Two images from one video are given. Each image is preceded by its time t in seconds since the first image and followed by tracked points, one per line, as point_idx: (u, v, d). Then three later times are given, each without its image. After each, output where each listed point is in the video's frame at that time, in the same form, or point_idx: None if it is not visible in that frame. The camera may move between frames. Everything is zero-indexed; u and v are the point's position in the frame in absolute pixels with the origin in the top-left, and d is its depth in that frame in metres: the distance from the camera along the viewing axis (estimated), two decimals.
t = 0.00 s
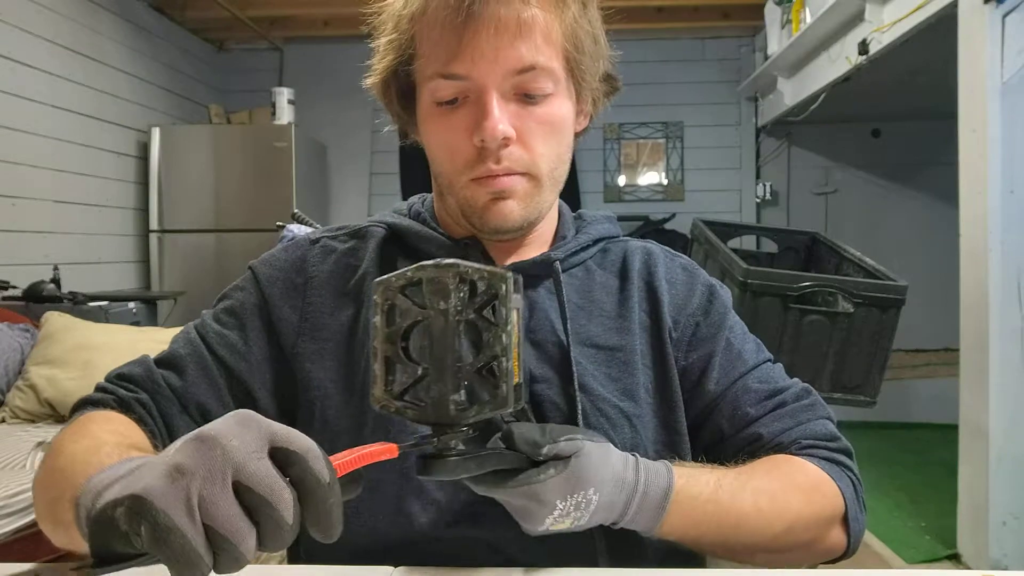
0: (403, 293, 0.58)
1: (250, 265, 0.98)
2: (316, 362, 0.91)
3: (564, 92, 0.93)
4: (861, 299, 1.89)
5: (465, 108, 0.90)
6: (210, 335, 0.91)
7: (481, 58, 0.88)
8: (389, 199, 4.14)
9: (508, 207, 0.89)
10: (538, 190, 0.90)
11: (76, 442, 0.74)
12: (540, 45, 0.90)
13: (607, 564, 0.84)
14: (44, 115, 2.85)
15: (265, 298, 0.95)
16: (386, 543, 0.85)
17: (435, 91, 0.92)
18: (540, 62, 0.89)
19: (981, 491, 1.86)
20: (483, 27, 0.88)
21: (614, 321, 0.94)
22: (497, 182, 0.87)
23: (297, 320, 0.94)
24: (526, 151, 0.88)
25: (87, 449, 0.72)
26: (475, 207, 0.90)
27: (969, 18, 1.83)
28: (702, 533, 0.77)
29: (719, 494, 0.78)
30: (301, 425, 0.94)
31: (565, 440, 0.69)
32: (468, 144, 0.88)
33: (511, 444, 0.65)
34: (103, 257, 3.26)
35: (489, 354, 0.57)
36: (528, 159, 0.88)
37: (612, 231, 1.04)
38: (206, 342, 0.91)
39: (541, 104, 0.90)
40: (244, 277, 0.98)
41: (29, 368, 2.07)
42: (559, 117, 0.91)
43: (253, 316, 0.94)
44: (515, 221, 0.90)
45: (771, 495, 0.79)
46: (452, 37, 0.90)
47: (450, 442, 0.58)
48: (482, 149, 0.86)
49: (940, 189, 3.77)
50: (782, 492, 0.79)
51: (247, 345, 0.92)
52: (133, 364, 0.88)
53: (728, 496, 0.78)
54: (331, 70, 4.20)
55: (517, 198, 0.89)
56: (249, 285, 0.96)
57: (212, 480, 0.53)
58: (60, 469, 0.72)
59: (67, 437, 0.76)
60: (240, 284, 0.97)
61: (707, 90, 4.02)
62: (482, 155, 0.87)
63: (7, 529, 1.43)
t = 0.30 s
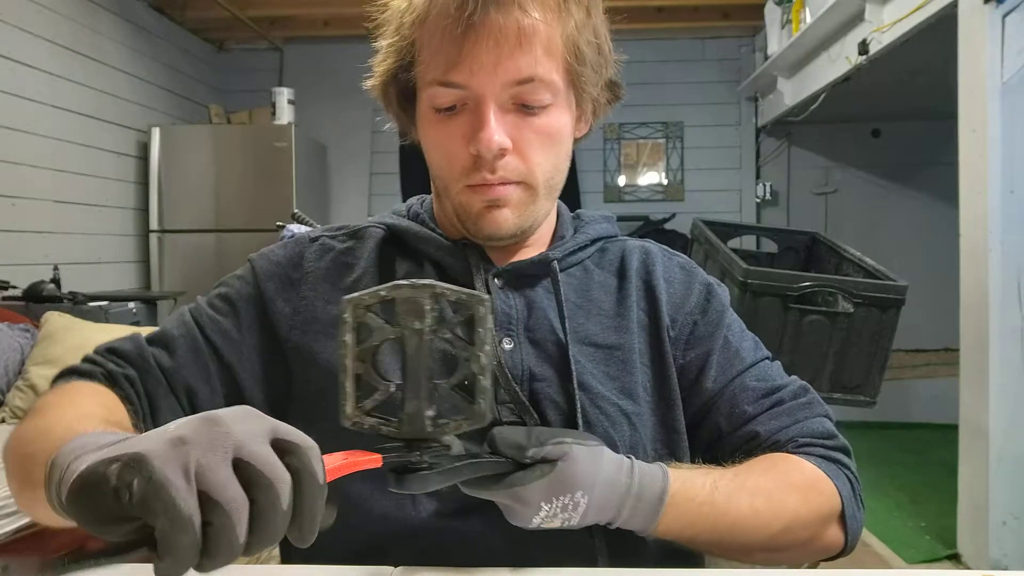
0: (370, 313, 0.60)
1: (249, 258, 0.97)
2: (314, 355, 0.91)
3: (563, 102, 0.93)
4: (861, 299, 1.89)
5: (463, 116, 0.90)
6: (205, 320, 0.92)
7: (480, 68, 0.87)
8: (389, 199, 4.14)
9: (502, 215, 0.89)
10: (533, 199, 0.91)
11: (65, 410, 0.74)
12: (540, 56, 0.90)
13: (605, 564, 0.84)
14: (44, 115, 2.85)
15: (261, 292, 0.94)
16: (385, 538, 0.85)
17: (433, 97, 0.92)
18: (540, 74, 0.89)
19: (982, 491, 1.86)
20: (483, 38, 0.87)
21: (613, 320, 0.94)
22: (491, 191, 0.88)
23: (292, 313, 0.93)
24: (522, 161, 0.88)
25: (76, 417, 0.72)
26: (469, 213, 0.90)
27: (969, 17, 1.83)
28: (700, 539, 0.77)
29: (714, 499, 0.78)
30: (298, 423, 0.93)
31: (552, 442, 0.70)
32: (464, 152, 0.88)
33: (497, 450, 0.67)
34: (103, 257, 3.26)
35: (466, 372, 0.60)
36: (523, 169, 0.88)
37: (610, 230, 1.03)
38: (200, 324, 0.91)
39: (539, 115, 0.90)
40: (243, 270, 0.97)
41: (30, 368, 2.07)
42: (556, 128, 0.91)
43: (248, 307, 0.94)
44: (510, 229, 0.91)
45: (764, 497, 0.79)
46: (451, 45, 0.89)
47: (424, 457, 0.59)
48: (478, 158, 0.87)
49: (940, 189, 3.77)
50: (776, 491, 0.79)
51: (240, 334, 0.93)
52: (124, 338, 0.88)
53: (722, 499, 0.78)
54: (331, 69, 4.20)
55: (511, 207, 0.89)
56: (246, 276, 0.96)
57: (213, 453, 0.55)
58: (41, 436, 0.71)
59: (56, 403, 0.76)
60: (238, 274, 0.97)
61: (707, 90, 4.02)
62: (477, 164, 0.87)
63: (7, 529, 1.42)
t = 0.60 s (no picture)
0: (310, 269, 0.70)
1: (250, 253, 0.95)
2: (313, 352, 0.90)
3: (574, 114, 0.93)
4: (862, 299, 1.89)
5: (474, 116, 0.89)
6: (207, 311, 0.88)
7: (497, 71, 0.87)
8: (389, 199, 4.15)
9: (503, 219, 0.89)
10: (535, 207, 0.91)
11: (65, 398, 0.69)
12: (559, 66, 0.89)
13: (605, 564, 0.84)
14: (44, 115, 2.85)
15: (264, 287, 0.91)
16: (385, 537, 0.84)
17: (447, 96, 0.91)
18: (556, 84, 0.89)
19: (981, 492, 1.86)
20: (504, 41, 0.87)
21: (611, 318, 0.94)
22: (496, 195, 0.88)
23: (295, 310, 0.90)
24: (528, 167, 0.88)
25: (79, 402, 0.68)
26: (471, 214, 0.90)
27: (969, 17, 1.82)
28: (673, 503, 0.73)
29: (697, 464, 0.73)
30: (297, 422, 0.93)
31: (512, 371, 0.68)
32: (472, 153, 0.88)
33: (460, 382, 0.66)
34: (103, 257, 3.26)
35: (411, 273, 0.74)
36: (529, 176, 0.88)
37: (606, 228, 1.04)
38: (203, 318, 0.87)
39: (550, 123, 0.90)
40: (243, 265, 0.95)
41: (30, 368, 2.07)
42: (565, 138, 0.91)
43: (252, 299, 0.91)
44: (509, 234, 0.91)
45: (744, 465, 0.75)
46: (471, 47, 0.89)
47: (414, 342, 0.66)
48: (486, 160, 0.87)
49: (941, 189, 3.77)
50: (756, 463, 0.75)
51: (244, 327, 0.90)
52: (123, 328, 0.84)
53: (703, 459, 0.73)
54: (331, 70, 4.20)
55: (514, 212, 0.89)
56: (247, 269, 0.93)
57: (224, 416, 0.53)
58: (43, 424, 0.68)
59: (56, 390, 0.71)
60: (240, 268, 0.94)
61: (707, 90, 4.02)
62: (484, 167, 0.87)
63: (7, 529, 1.42)
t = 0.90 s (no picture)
0: (330, 283, 0.53)
1: (247, 256, 0.94)
2: (314, 354, 0.90)
3: (599, 126, 0.93)
4: (862, 299, 1.89)
5: (508, 110, 0.87)
6: (208, 315, 0.86)
7: (543, 69, 0.85)
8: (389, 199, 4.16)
9: (521, 219, 0.87)
10: (551, 211, 0.89)
11: (96, 411, 0.67)
12: (597, 77, 0.89)
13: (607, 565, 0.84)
14: (44, 115, 2.85)
15: (263, 288, 0.90)
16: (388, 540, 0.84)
17: (484, 86, 0.89)
18: (593, 92, 0.89)
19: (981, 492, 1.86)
20: (556, 41, 0.86)
21: (609, 313, 0.95)
22: (519, 192, 0.85)
23: (296, 312, 0.90)
24: (554, 171, 0.86)
25: (117, 417, 0.66)
26: (488, 208, 0.87)
27: (969, 17, 1.82)
28: (667, 495, 0.71)
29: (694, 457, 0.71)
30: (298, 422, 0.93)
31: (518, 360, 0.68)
32: (501, 146, 0.86)
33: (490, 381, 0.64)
34: (103, 257, 3.26)
35: (441, 216, 0.52)
36: (553, 179, 0.87)
37: (602, 224, 1.04)
38: (204, 323, 0.85)
39: (578, 130, 0.89)
40: (241, 267, 0.94)
41: (30, 368, 2.07)
42: (588, 149, 0.91)
43: (252, 302, 0.89)
44: (524, 234, 0.89)
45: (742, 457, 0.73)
46: (521, 40, 0.87)
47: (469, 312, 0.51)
48: (516, 156, 0.84)
49: (940, 189, 3.77)
50: (752, 455, 0.74)
51: (246, 331, 0.87)
52: (127, 339, 0.81)
53: (701, 448, 0.72)
54: (331, 70, 4.20)
55: (533, 213, 0.87)
56: (247, 272, 0.92)
57: (281, 444, 0.60)
58: (83, 436, 0.67)
59: (80, 404, 0.69)
60: (238, 272, 0.92)
61: (708, 90, 4.02)
62: (513, 162, 0.85)
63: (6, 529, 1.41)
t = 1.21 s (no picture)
0: (341, 291, 0.51)
1: (251, 265, 0.93)
2: (321, 356, 0.91)
3: (602, 119, 0.93)
4: (861, 299, 1.89)
5: (515, 100, 0.86)
6: (226, 329, 0.84)
7: (550, 60, 0.86)
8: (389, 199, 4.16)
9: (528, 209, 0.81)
10: (557, 204, 0.86)
11: (154, 437, 0.68)
12: (602, 69, 0.89)
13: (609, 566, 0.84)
14: (44, 115, 2.85)
15: (279, 295, 0.90)
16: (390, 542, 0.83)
17: (491, 77, 0.89)
18: (598, 84, 0.89)
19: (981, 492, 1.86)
20: (566, 34, 0.87)
21: (607, 309, 0.95)
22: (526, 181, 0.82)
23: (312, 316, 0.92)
24: (561, 161, 0.84)
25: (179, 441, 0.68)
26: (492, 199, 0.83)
27: (969, 17, 1.83)
28: (679, 502, 0.70)
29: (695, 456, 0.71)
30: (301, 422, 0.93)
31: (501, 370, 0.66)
32: (508, 136, 0.84)
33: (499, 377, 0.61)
34: (103, 257, 3.26)
35: (395, 175, 0.48)
36: (560, 169, 0.84)
37: (597, 220, 1.04)
38: (223, 335, 0.83)
39: (584, 122, 0.89)
40: (246, 278, 0.92)
41: (30, 368, 2.07)
42: (592, 141, 0.90)
43: (270, 311, 0.89)
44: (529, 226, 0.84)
45: (739, 452, 0.72)
46: (531, 34, 0.87)
47: (483, 244, 0.48)
48: (523, 145, 0.83)
49: (941, 189, 3.77)
50: (747, 446, 0.73)
51: (269, 343, 0.87)
52: (148, 362, 0.79)
53: (695, 447, 0.71)
54: (331, 70, 4.20)
55: (540, 203, 0.83)
56: (259, 282, 0.90)
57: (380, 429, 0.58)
58: (144, 458, 0.68)
59: (131, 431, 0.69)
60: (246, 282, 0.91)
61: (708, 90, 4.02)
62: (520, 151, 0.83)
63: (7, 529, 1.41)
